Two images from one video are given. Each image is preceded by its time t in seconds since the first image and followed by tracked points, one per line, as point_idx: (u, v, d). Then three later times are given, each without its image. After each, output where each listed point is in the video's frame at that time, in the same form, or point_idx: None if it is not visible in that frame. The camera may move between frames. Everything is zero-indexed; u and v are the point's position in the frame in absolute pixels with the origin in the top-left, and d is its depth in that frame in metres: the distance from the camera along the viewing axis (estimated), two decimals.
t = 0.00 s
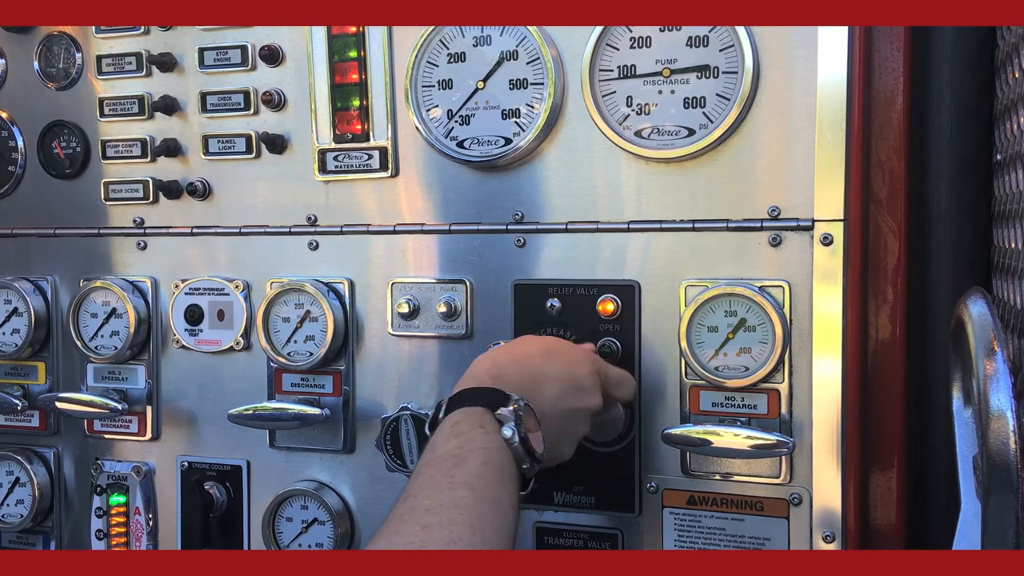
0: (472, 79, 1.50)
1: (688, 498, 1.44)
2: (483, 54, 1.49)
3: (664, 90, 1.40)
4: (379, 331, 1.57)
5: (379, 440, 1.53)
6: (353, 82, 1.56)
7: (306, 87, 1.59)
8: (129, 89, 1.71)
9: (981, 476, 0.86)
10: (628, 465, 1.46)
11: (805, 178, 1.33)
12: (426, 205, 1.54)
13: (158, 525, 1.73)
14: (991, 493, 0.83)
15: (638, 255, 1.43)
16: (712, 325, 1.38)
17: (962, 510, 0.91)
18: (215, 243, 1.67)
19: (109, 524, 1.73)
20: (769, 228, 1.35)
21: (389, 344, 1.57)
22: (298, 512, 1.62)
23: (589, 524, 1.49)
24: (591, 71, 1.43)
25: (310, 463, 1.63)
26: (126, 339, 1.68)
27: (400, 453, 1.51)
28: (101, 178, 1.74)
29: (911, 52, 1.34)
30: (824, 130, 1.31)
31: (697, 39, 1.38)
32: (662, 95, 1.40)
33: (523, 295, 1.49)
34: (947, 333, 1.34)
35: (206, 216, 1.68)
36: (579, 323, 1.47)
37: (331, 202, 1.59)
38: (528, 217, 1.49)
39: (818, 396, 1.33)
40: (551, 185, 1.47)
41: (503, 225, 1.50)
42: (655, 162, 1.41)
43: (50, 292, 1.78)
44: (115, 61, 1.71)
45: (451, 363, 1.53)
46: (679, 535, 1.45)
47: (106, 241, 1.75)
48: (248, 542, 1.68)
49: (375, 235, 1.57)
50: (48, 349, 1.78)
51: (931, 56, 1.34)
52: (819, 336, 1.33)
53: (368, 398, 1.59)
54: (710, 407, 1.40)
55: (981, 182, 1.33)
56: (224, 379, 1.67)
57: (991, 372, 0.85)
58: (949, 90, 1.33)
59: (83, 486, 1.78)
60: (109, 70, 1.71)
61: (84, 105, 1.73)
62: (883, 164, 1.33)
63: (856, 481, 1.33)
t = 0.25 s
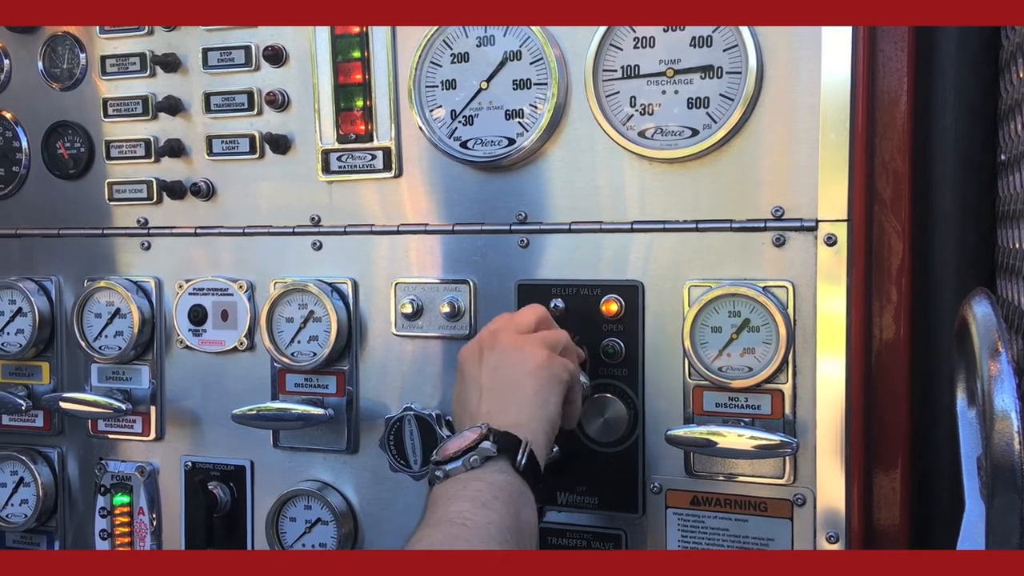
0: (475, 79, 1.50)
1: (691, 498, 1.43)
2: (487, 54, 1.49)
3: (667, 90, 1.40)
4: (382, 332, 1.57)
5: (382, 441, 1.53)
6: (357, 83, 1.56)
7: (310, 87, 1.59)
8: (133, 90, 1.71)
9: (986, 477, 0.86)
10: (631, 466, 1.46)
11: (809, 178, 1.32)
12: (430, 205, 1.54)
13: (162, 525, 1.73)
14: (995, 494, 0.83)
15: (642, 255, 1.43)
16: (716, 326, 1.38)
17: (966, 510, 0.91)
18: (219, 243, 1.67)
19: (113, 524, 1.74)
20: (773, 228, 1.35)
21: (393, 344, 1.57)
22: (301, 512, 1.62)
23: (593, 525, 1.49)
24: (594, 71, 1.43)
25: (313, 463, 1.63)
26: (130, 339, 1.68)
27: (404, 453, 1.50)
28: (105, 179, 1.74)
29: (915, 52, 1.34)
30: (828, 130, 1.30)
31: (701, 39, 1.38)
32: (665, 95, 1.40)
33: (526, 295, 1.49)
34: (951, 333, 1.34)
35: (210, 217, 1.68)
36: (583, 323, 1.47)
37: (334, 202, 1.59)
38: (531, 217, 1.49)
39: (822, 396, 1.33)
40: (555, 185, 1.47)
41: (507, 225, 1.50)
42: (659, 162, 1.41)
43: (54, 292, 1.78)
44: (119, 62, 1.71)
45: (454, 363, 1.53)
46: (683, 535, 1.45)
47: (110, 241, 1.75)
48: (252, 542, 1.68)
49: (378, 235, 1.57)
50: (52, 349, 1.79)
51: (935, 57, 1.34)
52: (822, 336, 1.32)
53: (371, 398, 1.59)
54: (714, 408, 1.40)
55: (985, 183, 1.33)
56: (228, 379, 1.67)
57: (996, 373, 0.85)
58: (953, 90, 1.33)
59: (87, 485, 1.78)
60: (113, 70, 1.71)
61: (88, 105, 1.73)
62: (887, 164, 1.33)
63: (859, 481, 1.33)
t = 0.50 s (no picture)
0: (477, 81, 1.50)
1: (694, 499, 1.44)
2: (489, 55, 1.49)
3: (670, 91, 1.40)
4: (385, 333, 1.58)
5: (385, 442, 1.53)
6: (360, 84, 1.57)
7: (313, 88, 1.59)
8: (136, 92, 1.71)
9: (989, 479, 0.86)
10: (634, 466, 1.46)
11: (811, 179, 1.32)
12: (433, 207, 1.54)
13: (165, 526, 1.73)
14: (998, 496, 0.83)
15: (645, 256, 1.43)
16: (718, 326, 1.38)
17: (969, 513, 0.91)
18: (222, 245, 1.67)
19: (116, 525, 1.74)
20: (776, 229, 1.35)
21: (395, 345, 1.57)
22: (304, 512, 1.63)
23: (596, 526, 1.49)
24: (597, 72, 1.43)
25: (316, 464, 1.63)
26: (133, 340, 1.69)
27: (406, 454, 1.51)
28: (109, 180, 1.75)
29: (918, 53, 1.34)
30: (831, 131, 1.30)
31: (703, 41, 1.38)
32: (668, 96, 1.40)
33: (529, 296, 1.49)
34: (954, 334, 1.34)
35: (213, 218, 1.68)
36: (585, 324, 1.47)
37: (337, 204, 1.60)
38: (534, 218, 1.49)
39: (825, 396, 1.33)
40: (557, 186, 1.47)
41: (509, 227, 1.50)
42: (661, 163, 1.41)
43: (58, 293, 1.79)
44: (122, 63, 1.71)
45: (457, 364, 1.53)
46: (686, 536, 1.45)
47: (113, 242, 1.76)
48: (255, 543, 1.69)
49: (381, 236, 1.57)
50: (55, 350, 1.79)
51: (938, 58, 1.34)
52: (825, 336, 1.32)
53: (374, 399, 1.59)
54: (717, 409, 1.40)
55: (988, 183, 1.33)
56: (231, 380, 1.67)
57: (999, 375, 0.85)
58: (955, 91, 1.33)
59: (90, 486, 1.78)
60: (116, 72, 1.72)
61: (91, 106, 1.74)
62: (889, 165, 1.33)
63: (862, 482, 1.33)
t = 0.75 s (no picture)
0: (479, 81, 1.50)
1: (696, 500, 1.43)
2: (491, 56, 1.49)
3: (671, 91, 1.40)
4: (386, 333, 1.58)
5: (387, 443, 1.53)
6: (361, 85, 1.57)
7: (314, 89, 1.59)
8: (137, 92, 1.71)
9: (991, 481, 0.86)
10: (635, 467, 1.46)
11: (813, 179, 1.32)
12: (435, 207, 1.54)
13: (166, 526, 1.73)
14: (1000, 497, 0.82)
15: (646, 257, 1.43)
16: (720, 327, 1.37)
17: (970, 514, 0.90)
18: (223, 245, 1.67)
19: (118, 526, 1.74)
20: (777, 230, 1.35)
21: (397, 346, 1.57)
22: (306, 513, 1.63)
23: (597, 526, 1.49)
24: (598, 73, 1.43)
25: (318, 465, 1.63)
26: (135, 340, 1.69)
27: (408, 455, 1.51)
28: (110, 181, 1.75)
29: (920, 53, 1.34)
30: (833, 132, 1.30)
31: (704, 41, 1.38)
32: (669, 97, 1.40)
33: (530, 297, 1.49)
34: (955, 334, 1.33)
35: (215, 218, 1.68)
36: (586, 324, 1.47)
37: (338, 204, 1.60)
38: (536, 218, 1.49)
39: (826, 397, 1.33)
40: (558, 187, 1.47)
41: (510, 227, 1.50)
42: (662, 163, 1.41)
43: (59, 294, 1.79)
44: (123, 64, 1.71)
45: (458, 364, 1.53)
46: (687, 536, 1.45)
47: (115, 243, 1.76)
48: (256, 543, 1.68)
49: (383, 237, 1.57)
50: (56, 351, 1.79)
51: (940, 58, 1.34)
52: (827, 337, 1.32)
53: (375, 399, 1.59)
54: (718, 410, 1.39)
55: (991, 184, 1.33)
56: (232, 380, 1.67)
57: (1000, 376, 0.85)
58: (958, 91, 1.32)
59: (92, 487, 1.79)
60: (117, 73, 1.72)
61: (93, 107, 1.74)
62: (891, 166, 1.33)
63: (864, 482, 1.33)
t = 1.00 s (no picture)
0: (480, 80, 1.50)
1: (698, 500, 1.43)
2: (492, 55, 1.49)
3: (673, 91, 1.40)
4: (388, 333, 1.58)
5: (388, 442, 1.54)
6: (362, 84, 1.57)
7: (315, 88, 1.59)
8: (139, 92, 1.71)
9: (994, 481, 0.86)
10: (636, 467, 1.46)
11: (815, 178, 1.32)
12: (437, 207, 1.54)
13: (168, 526, 1.73)
14: (1004, 497, 0.82)
15: (648, 256, 1.43)
16: (722, 326, 1.37)
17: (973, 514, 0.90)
18: (225, 245, 1.67)
19: (119, 525, 1.74)
20: (779, 229, 1.34)
21: (398, 346, 1.57)
22: (307, 513, 1.63)
23: (598, 526, 1.49)
24: (599, 72, 1.43)
25: (319, 464, 1.63)
26: (136, 340, 1.69)
27: (409, 454, 1.51)
28: (111, 180, 1.75)
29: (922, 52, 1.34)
30: (835, 131, 1.30)
31: (706, 40, 1.38)
32: (671, 96, 1.40)
33: (531, 296, 1.49)
34: (958, 334, 1.33)
35: (216, 218, 1.68)
36: (588, 324, 1.47)
37: (340, 204, 1.60)
38: (537, 218, 1.49)
39: (829, 396, 1.33)
40: (560, 186, 1.47)
41: (512, 227, 1.50)
42: (664, 162, 1.41)
43: (61, 293, 1.79)
44: (125, 63, 1.71)
45: (460, 364, 1.53)
46: (689, 536, 1.45)
47: (116, 242, 1.76)
48: (258, 543, 1.68)
49: (384, 236, 1.57)
50: (58, 350, 1.79)
51: (942, 57, 1.34)
52: (829, 336, 1.32)
53: (377, 399, 1.59)
54: (720, 409, 1.39)
55: (993, 182, 1.32)
56: (234, 380, 1.67)
57: (1003, 375, 0.85)
58: (960, 90, 1.32)
59: (93, 486, 1.79)
60: (119, 72, 1.72)
61: (94, 107, 1.74)
62: (893, 165, 1.33)
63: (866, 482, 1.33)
